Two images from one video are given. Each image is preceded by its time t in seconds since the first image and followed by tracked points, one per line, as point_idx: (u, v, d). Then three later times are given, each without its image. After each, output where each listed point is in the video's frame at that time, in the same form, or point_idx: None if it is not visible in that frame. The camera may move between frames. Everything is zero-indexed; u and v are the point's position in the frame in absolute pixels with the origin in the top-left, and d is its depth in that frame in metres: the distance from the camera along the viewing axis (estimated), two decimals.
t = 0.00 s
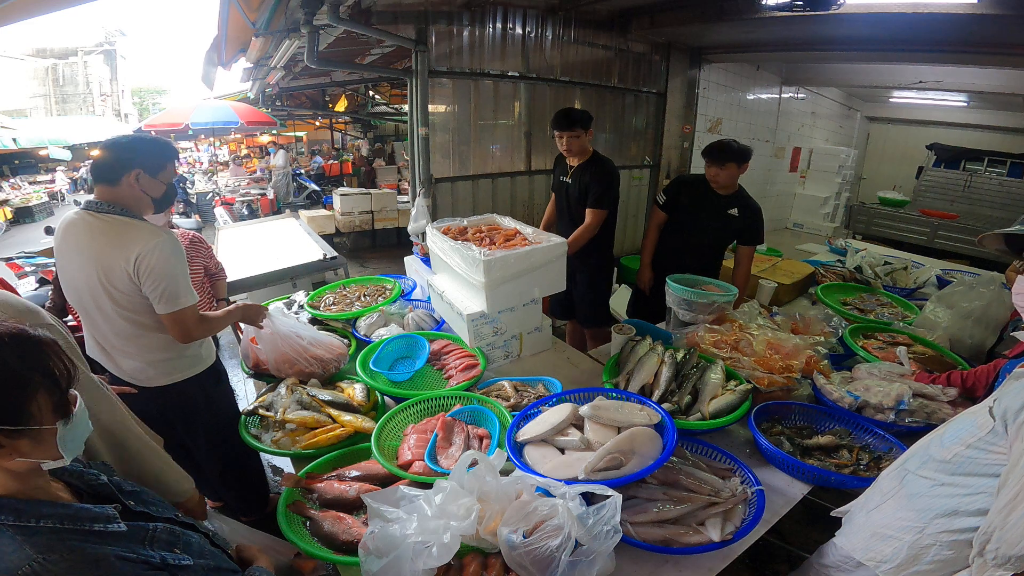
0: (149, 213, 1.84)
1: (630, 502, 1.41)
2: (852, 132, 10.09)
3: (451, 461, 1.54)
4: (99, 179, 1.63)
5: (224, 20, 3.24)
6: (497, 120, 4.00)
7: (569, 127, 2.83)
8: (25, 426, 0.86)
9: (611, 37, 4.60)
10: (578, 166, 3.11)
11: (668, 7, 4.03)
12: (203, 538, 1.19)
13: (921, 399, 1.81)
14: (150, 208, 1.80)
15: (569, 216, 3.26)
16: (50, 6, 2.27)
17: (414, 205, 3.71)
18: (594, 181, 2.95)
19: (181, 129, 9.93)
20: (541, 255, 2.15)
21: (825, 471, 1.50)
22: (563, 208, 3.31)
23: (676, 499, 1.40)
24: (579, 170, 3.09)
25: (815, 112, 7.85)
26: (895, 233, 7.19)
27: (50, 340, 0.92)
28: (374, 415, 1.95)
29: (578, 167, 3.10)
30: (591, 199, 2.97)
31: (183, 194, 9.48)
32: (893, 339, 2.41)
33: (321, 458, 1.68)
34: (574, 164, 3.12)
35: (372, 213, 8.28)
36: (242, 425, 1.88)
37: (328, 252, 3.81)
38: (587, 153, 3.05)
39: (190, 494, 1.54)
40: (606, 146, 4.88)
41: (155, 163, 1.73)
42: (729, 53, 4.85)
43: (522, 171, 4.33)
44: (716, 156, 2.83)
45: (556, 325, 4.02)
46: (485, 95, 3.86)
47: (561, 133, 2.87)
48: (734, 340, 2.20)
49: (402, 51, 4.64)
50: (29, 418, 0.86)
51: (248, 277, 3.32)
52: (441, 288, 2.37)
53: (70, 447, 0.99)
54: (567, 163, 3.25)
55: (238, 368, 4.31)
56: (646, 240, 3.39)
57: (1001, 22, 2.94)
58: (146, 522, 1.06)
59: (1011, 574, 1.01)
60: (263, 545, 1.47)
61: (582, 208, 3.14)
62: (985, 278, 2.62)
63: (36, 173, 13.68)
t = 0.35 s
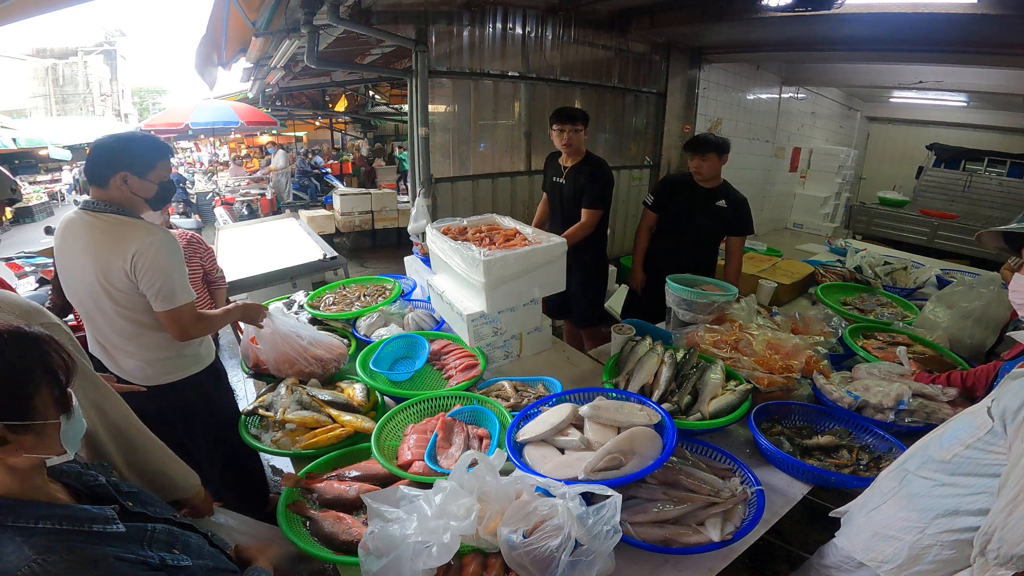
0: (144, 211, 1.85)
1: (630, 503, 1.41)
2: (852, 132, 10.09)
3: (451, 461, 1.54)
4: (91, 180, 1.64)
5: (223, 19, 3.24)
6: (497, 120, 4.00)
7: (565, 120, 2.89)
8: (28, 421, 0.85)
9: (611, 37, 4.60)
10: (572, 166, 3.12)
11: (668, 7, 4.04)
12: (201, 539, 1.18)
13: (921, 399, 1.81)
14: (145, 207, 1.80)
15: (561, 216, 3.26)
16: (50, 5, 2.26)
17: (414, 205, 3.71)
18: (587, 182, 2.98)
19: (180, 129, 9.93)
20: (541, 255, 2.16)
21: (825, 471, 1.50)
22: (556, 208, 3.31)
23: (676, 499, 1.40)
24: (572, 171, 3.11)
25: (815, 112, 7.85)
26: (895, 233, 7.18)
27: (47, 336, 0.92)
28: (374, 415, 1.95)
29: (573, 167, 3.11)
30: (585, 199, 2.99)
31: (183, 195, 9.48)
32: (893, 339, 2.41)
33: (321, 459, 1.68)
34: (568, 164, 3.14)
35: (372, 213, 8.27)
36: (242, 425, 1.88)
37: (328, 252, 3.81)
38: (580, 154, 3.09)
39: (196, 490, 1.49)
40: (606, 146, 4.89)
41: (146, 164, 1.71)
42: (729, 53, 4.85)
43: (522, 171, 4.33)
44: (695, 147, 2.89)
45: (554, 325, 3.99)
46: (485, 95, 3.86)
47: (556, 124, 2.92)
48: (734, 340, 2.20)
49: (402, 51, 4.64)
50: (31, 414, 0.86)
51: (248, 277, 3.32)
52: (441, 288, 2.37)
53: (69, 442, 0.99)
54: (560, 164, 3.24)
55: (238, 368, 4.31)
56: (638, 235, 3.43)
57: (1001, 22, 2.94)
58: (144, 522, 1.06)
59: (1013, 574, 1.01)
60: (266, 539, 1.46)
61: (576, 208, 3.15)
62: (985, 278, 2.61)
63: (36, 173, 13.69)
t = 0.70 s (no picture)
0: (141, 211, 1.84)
1: (630, 502, 1.41)
2: (852, 132, 10.09)
3: (451, 461, 1.54)
4: (92, 180, 1.64)
5: (223, 19, 3.24)
6: (497, 120, 4.00)
7: (560, 120, 2.91)
8: (43, 414, 0.86)
9: (611, 37, 4.59)
10: (568, 166, 3.12)
11: (668, 7, 4.04)
12: (201, 539, 1.18)
13: (921, 399, 1.81)
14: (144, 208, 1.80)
15: (557, 214, 3.25)
16: (49, 5, 2.26)
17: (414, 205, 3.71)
18: (582, 180, 2.98)
19: (180, 129, 9.93)
20: (541, 255, 2.16)
21: (825, 471, 1.50)
22: (553, 208, 3.31)
23: (676, 498, 1.40)
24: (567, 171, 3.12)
25: (815, 112, 7.85)
26: (895, 233, 7.18)
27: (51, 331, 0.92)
28: (374, 415, 1.95)
29: (569, 167, 3.11)
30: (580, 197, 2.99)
31: (183, 194, 9.48)
32: (893, 339, 2.41)
33: (321, 459, 1.68)
34: (564, 164, 3.14)
35: (372, 213, 8.27)
36: (242, 425, 1.88)
37: (328, 252, 3.81)
38: (576, 153, 3.09)
39: (195, 492, 1.49)
40: (606, 146, 4.88)
41: (148, 165, 1.71)
42: (729, 53, 4.85)
43: (522, 171, 4.33)
44: (675, 144, 2.99)
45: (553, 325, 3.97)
46: (485, 95, 3.86)
47: (552, 124, 2.93)
48: (735, 340, 2.20)
49: (402, 52, 4.64)
50: (46, 406, 0.87)
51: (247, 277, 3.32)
52: (441, 288, 2.37)
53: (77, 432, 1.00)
54: (556, 164, 3.24)
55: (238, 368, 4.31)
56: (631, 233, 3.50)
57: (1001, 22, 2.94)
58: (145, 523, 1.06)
59: (1008, 572, 1.01)
60: (266, 536, 1.47)
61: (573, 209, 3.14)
62: (985, 278, 2.62)
63: (36, 173, 13.69)
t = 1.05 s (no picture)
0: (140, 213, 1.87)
1: (630, 503, 1.41)
2: (852, 132, 10.08)
3: (451, 461, 1.53)
4: (111, 177, 1.68)
5: (223, 19, 3.25)
6: (497, 120, 4.00)
7: (559, 120, 2.92)
8: (56, 409, 0.89)
9: (611, 36, 4.59)
10: (567, 165, 3.12)
11: (668, 8, 4.04)
12: (201, 538, 1.18)
13: (921, 399, 1.81)
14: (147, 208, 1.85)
15: (556, 213, 3.24)
16: (50, 6, 2.26)
17: (414, 205, 3.71)
18: (580, 179, 2.99)
19: (180, 129, 9.93)
20: (541, 255, 2.16)
21: (825, 471, 1.50)
22: (552, 207, 3.31)
23: (675, 499, 1.40)
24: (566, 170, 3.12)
25: (815, 112, 7.84)
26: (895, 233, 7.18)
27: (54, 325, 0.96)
28: (374, 415, 1.95)
29: (568, 166, 3.11)
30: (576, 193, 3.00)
31: (182, 194, 9.48)
32: (893, 339, 2.41)
33: (321, 459, 1.68)
34: (563, 163, 3.14)
35: (372, 213, 8.27)
36: (242, 425, 1.88)
37: (328, 252, 3.81)
38: (575, 152, 3.09)
39: (189, 494, 1.53)
40: (607, 146, 4.88)
41: (160, 163, 1.81)
42: (729, 53, 4.85)
43: (523, 171, 4.33)
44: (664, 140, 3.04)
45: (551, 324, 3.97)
46: (485, 95, 3.86)
47: (552, 123, 2.94)
48: (735, 340, 2.20)
49: (402, 52, 4.64)
50: (59, 403, 0.90)
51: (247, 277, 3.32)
52: (441, 288, 2.38)
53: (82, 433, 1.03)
54: (555, 163, 3.24)
55: (239, 368, 4.31)
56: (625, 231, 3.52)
57: (1001, 22, 2.94)
58: (146, 522, 1.06)
59: (1006, 572, 1.01)
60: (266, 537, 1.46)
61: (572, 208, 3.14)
62: (985, 278, 2.62)
63: (36, 173, 13.69)
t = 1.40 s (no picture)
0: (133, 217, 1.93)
1: (630, 503, 1.41)
2: (852, 132, 10.08)
3: (451, 461, 1.54)
4: (125, 177, 1.77)
5: (223, 18, 3.25)
6: (497, 120, 4.00)
7: (559, 118, 2.91)
8: (41, 414, 0.87)
9: (611, 36, 4.59)
10: (567, 165, 3.12)
11: (668, 8, 4.04)
12: (202, 538, 1.18)
13: (921, 399, 1.81)
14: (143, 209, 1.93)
15: (557, 213, 3.24)
16: (51, 5, 2.26)
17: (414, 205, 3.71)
18: (580, 178, 2.99)
19: (180, 129, 9.92)
20: (541, 255, 2.16)
21: (825, 471, 1.50)
22: (552, 207, 3.31)
23: (676, 499, 1.40)
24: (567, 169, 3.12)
25: (815, 112, 7.84)
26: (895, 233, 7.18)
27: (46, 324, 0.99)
28: (374, 415, 1.95)
29: (568, 166, 3.11)
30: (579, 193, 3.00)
31: (182, 194, 9.47)
32: (893, 339, 2.41)
33: (321, 459, 1.68)
34: (563, 163, 3.14)
35: (372, 213, 8.27)
36: (242, 424, 1.88)
37: (328, 252, 3.81)
38: (575, 152, 3.09)
39: (189, 492, 1.53)
40: (607, 146, 4.88)
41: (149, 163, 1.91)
42: (729, 53, 4.85)
43: (522, 171, 4.33)
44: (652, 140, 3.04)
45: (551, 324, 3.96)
46: (485, 95, 3.86)
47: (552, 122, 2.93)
48: (735, 340, 2.20)
49: (402, 52, 4.64)
50: (44, 406, 0.87)
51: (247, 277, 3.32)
52: (441, 288, 2.37)
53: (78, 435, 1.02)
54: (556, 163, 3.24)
55: (239, 369, 4.32)
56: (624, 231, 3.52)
57: (1001, 22, 2.94)
58: (149, 521, 1.06)
59: (1007, 573, 1.01)
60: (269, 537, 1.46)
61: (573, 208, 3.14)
62: (985, 278, 2.62)
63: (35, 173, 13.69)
